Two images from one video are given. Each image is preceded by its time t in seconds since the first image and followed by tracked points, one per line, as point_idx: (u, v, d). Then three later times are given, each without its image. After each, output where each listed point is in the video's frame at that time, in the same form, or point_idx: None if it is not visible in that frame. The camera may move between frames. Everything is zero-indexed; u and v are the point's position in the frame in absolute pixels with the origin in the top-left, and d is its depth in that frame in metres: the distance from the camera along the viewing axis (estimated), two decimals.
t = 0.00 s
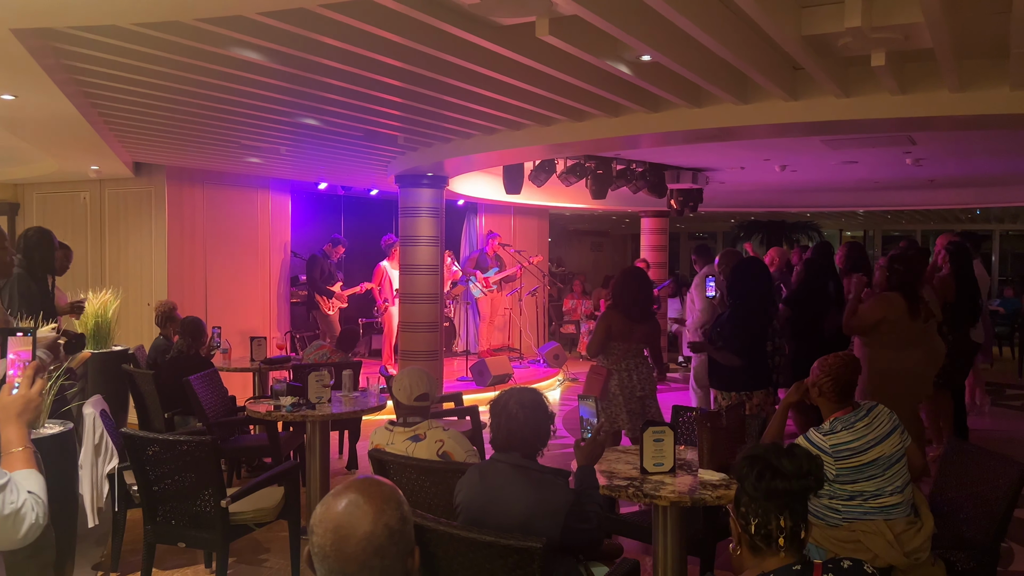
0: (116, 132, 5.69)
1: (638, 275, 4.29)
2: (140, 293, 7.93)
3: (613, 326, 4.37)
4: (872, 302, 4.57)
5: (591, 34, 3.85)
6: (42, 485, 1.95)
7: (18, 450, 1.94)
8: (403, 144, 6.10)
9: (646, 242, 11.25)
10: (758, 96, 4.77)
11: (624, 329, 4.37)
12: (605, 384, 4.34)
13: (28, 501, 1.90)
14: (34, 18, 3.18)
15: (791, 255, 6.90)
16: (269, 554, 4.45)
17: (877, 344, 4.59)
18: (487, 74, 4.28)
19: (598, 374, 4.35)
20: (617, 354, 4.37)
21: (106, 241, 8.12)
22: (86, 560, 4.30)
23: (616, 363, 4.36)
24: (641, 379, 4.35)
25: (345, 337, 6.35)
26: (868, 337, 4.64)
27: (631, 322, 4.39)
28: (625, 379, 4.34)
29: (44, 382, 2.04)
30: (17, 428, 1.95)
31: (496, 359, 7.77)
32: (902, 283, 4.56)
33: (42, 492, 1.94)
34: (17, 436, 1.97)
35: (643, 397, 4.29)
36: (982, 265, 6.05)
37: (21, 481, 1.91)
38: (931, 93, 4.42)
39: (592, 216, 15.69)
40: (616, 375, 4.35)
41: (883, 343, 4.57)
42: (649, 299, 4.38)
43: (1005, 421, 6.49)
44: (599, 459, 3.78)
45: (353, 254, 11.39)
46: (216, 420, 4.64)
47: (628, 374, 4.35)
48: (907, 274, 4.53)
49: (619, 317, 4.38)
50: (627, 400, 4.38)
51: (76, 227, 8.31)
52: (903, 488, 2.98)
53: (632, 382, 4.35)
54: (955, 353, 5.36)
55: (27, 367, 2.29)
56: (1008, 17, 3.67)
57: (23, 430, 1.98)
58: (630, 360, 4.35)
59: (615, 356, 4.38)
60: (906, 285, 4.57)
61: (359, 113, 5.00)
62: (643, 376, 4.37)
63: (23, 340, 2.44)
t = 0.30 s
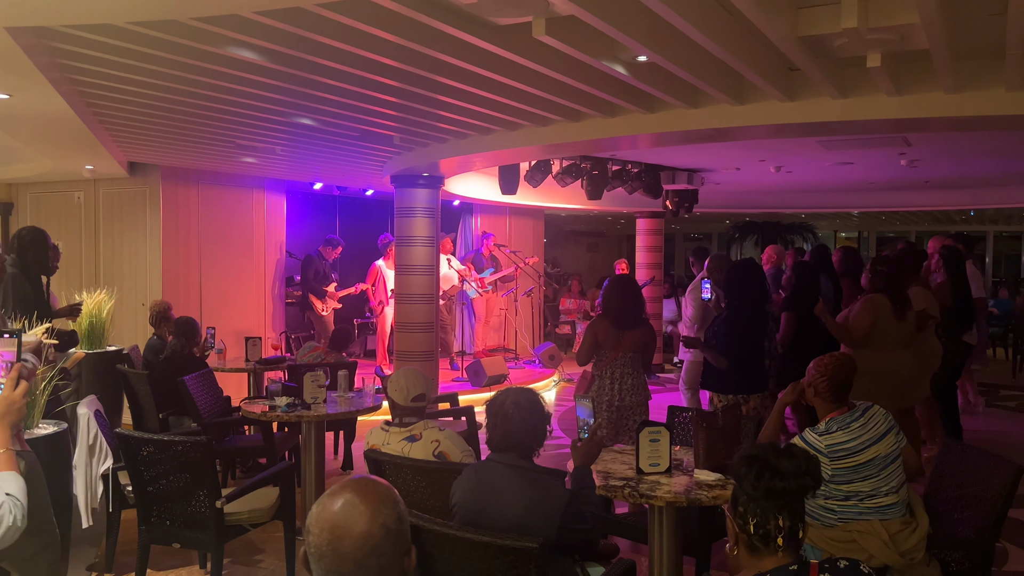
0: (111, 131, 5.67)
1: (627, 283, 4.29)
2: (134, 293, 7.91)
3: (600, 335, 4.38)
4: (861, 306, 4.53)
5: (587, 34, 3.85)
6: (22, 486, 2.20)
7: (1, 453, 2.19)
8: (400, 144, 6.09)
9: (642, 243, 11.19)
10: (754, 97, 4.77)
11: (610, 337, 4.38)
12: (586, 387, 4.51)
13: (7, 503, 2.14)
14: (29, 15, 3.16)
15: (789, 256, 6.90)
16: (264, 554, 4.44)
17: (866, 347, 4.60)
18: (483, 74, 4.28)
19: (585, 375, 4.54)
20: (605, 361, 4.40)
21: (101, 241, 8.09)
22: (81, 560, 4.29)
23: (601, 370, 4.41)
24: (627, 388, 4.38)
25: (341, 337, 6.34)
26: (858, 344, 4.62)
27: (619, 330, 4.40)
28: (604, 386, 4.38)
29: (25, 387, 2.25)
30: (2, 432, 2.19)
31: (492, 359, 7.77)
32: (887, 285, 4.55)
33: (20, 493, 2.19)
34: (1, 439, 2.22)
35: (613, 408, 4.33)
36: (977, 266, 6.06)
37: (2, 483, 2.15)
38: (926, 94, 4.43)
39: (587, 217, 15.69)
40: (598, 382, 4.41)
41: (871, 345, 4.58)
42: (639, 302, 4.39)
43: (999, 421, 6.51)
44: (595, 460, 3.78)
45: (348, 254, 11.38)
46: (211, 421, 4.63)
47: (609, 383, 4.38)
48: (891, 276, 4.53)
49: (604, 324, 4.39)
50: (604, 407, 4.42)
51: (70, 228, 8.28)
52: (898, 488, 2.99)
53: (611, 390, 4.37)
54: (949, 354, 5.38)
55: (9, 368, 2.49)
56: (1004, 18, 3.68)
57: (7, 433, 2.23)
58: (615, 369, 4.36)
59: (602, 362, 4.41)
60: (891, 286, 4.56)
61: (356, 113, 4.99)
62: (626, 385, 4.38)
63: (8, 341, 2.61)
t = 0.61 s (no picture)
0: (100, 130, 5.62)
1: (618, 280, 4.30)
2: (123, 293, 7.85)
3: (596, 332, 4.40)
4: (863, 310, 4.51)
5: (579, 34, 3.84)
6: None
7: None
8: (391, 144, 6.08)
9: (633, 244, 11.33)
10: (745, 98, 4.78)
11: (607, 332, 4.38)
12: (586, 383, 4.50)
13: None
14: (16, 12, 3.14)
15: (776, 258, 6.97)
16: (254, 556, 4.41)
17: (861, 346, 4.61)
18: (475, 75, 4.27)
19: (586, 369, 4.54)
20: (604, 355, 4.39)
21: (89, 242, 8.03)
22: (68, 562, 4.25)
23: (601, 364, 4.41)
24: (629, 381, 4.36)
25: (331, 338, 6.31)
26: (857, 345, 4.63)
27: (615, 326, 4.39)
28: (605, 379, 4.38)
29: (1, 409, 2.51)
30: None
31: (483, 360, 7.75)
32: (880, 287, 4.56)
33: None
34: None
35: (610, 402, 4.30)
36: (966, 267, 6.09)
37: None
38: (916, 95, 4.45)
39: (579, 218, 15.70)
40: (598, 376, 4.42)
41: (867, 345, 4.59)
42: (632, 302, 4.38)
43: (988, 422, 6.55)
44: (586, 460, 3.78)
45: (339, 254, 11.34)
46: (201, 422, 4.60)
47: (609, 376, 4.37)
48: (884, 278, 4.54)
49: (599, 323, 4.40)
50: (604, 400, 4.41)
51: (58, 228, 8.22)
52: (888, 489, 3.00)
53: (610, 384, 4.36)
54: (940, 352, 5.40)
55: None
56: (992, 21, 3.70)
57: None
58: (614, 362, 4.36)
59: (601, 357, 4.42)
60: (883, 287, 4.59)
61: (347, 113, 4.98)
62: (626, 379, 4.36)
63: None
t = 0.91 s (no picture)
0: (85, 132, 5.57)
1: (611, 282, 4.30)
2: (109, 295, 7.79)
3: (592, 337, 4.39)
4: (853, 313, 4.59)
5: (566, 37, 3.84)
6: None
7: None
8: (378, 146, 6.06)
9: (621, 246, 11.30)
10: (732, 101, 4.80)
11: (602, 337, 4.38)
12: (593, 394, 4.24)
13: None
14: None
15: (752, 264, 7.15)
16: (241, 560, 4.39)
17: (859, 353, 4.61)
18: (462, 77, 4.26)
19: (586, 383, 4.09)
20: (601, 362, 4.38)
21: (74, 243, 7.96)
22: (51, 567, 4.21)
23: (601, 372, 4.37)
24: (629, 385, 4.37)
25: (317, 341, 6.28)
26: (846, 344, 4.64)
27: (608, 330, 4.39)
28: (611, 387, 4.34)
29: None
30: None
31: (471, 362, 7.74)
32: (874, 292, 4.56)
33: None
34: None
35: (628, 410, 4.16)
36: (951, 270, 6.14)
37: None
38: (901, 99, 4.48)
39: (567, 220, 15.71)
40: (604, 384, 4.34)
41: (863, 351, 4.59)
42: (623, 306, 4.37)
43: (972, 424, 6.59)
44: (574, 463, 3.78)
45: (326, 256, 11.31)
46: (187, 425, 4.57)
47: (614, 382, 4.35)
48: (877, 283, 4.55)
49: (594, 328, 4.39)
50: (612, 406, 4.36)
51: (43, 229, 8.14)
52: (874, 491, 3.01)
53: (617, 389, 4.35)
54: (930, 354, 5.41)
55: None
56: (976, 26, 3.73)
57: None
58: (615, 367, 4.36)
59: (598, 365, 4.39)
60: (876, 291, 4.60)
61: (335, 114, 4.96)
62: (628, 383, 4.37)
63: None
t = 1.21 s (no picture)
0: (64, 135, 5.51)
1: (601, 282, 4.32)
2: (90, 299, 7.71)
3: (574, 335, 4.35)
4: (842, 307, 4.44)
5: (549, 43, 3.85)
6: None
7: None
8: (362, 150, 6.03)
9: (606, 250, 11.32)
10: (714, 107, 4.81)
11: (585, 339, 4.37)
12: (567, 394, 4.26)
13: None
14: None
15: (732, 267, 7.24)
16: (222, 567, 4.35)
17: (845, 351, 4.44)
18: (446, 82, 4.26)
19: (559, 383, 4.20)
20: (578, 363, 4.35)
21: (55, 246, 7.88)
22: None
23: (577, 372, 4.34)
24: (603, 388, 4.35)
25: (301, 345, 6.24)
26: (833, 341, 4.47)
27: (592, 331, 4.40)
28: (587, 388, 4.31)
29: None
30: None
31: (456, 366, 7.74)
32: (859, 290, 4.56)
33: None
34: None
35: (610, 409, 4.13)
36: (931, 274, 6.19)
37: None
38: (881, 106, 4.51)
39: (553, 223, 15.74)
40: (578, 385, 4.31)
41: (849, 348, 4.44)
42: (608, 307, 4.38)
43: (951, 427, 6.66)
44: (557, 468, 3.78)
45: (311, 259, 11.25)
46: (168, 431, 4.52)
47: (589, 383, 4.32)
48: (862, 281, 4.58)
49: (579, 326, 4.38)
50: (589, 408, 4.33)
51: (23, 232, 8.05)
52: (855, 494, 3.03)
53: (593, 390, 4.32)
54: (911, 359, 5.43)
55: None
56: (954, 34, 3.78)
57: None
58: (592, 370, 4.34)
59: (577, 365, 4.35)
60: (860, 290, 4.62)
61: (317, 119, 4.93)
62: (603, 386, 4.35)
63: None
